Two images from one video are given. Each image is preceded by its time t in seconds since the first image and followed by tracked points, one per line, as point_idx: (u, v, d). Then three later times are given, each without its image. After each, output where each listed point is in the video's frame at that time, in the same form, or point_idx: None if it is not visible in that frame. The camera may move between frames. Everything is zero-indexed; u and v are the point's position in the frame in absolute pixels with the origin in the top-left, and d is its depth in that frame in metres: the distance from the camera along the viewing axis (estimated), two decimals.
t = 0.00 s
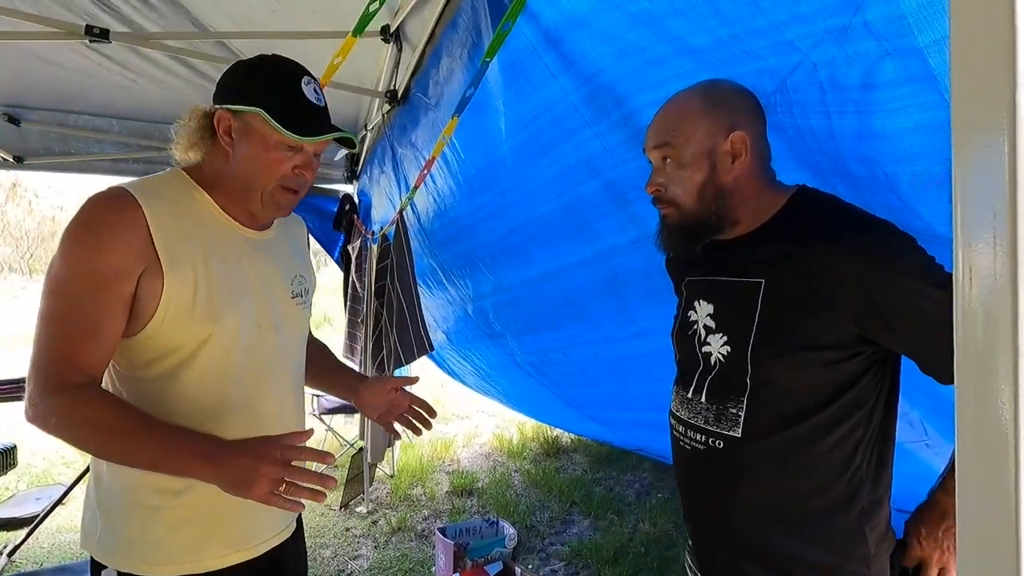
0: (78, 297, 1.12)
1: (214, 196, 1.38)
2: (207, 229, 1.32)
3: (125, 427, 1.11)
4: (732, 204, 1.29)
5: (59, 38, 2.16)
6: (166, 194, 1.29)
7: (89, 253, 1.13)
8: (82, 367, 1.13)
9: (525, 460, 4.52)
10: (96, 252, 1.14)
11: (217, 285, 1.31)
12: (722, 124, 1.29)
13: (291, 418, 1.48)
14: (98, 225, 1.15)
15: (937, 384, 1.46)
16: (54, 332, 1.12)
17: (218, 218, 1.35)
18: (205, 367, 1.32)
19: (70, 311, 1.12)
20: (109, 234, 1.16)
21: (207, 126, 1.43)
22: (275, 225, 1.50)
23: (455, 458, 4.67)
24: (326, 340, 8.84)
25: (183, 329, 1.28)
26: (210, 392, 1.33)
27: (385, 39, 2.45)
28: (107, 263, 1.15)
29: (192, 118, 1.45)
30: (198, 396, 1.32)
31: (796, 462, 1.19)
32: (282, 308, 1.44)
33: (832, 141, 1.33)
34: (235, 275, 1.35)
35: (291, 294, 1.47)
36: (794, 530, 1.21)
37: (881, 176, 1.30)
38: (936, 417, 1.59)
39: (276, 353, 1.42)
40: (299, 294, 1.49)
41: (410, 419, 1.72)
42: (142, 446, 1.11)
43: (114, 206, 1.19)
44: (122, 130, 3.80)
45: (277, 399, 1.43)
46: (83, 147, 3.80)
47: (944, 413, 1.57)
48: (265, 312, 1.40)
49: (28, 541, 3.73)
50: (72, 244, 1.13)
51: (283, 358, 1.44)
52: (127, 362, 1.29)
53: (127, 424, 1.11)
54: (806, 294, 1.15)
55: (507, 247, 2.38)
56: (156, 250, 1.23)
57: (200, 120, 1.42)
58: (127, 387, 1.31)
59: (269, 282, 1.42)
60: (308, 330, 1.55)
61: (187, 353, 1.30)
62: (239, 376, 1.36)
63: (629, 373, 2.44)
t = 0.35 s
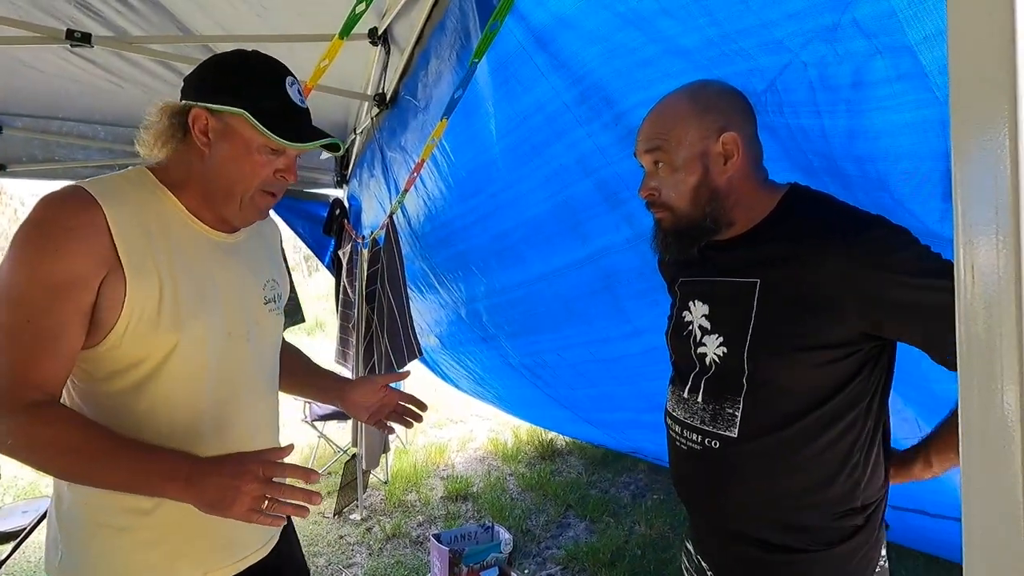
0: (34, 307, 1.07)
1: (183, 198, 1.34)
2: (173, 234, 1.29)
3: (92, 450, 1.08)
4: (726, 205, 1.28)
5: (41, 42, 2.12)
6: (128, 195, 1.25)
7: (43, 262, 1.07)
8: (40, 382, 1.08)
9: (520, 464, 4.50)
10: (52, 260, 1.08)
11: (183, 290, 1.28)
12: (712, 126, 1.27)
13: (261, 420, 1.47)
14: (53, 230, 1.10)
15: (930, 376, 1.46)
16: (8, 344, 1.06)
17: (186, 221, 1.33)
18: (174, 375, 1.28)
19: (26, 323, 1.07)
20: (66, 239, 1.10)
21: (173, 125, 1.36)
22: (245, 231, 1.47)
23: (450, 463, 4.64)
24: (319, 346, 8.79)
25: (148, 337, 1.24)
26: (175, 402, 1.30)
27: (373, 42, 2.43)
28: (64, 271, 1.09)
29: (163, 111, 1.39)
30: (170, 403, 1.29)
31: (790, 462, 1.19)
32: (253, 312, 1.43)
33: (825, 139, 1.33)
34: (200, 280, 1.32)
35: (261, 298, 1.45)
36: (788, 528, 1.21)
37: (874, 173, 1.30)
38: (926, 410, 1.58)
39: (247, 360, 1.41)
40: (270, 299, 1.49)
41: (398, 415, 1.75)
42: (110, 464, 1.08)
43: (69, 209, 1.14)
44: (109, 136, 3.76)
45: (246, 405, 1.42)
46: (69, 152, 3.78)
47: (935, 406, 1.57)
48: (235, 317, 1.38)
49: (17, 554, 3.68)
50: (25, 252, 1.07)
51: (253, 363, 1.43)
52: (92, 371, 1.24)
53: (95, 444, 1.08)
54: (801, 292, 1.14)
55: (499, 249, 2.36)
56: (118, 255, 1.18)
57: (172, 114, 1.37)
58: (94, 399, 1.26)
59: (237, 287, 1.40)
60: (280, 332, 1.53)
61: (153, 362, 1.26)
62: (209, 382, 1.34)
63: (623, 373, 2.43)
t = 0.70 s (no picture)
0: (35, 299, 1.10)
1: (187, 197, 1.33)
2: (177, 229, 1.28)
3: (87, 437, 1.09)
4: (723, 206, 1.27)
5: (32, 38, 2.10)
6: (128, 189, 1.25)
7: (44, 255, 1.10)
8: (43, 373, 1.11)
9: (517, 462, 4.49)
10: (51, 253, 1.10)
11: (182, 286, 1.27)
12: (705, 128, 1.26)
13: (267, 417, 1.44)
14: (55, 224, 1.13)
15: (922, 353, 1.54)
16: (14, 336, 1.10)
17: (190, 218, 1.31)
18: (173, 368, 1.28)
19: (29, 315, 1.10)
20: (66, 232, 1.12)
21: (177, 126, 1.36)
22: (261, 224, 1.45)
23: (447, 462, 4.63)
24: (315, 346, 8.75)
25: (144, 330, 1.24)
26: (173, 394, 1.29)
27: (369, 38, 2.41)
28: (62, 264, 1.11)
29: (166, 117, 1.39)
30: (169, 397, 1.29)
31: (793, 460, 1.18)
32: (259, 308, 1.38)
33: (825, 139, 1.32)
34: (200, 272, 1.30)
35: (272, 295, 1.42)
36: (792, 527, 1.20)
37: (876, 170, 1.29)
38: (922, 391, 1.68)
39: (252, 357, 1.38)
40: (281, 296, 1.44)
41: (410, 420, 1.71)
42: (102, 457, 1.08)
43: (73, 204, 1.16)
44: (102, 133, 3.72)
45: (251, 406, 1.39)
46: (61, 151, 3.70)
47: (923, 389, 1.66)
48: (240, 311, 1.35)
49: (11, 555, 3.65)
50: (29, 245, 1.11)
51: (260, 359, 1.40)
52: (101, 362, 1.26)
53: (90, 433, 1.09)
54: (802, 291, 1.13)
55: (497, 247, 2.35)
56: (117, 249, 1.19)
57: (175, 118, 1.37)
58: (103, 393, 1.28)
59: (247, 282, 1.37)
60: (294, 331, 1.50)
61: (149, 354, 1.26)
62: (209, 378, 1.32)
63: (621, 371, 2.43)
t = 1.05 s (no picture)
0: (90, 293, 1.15)
1: (226, 200, 1.34)
2: (211, 229, 1.29)
3: (134, 421, 1.12)
4: (730, 203, 1.26)
5: (39, 27, 2.09)
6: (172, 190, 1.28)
7: (99, 248, 1.15)
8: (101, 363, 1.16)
9: (521, 455, 4.49)
10: (103, 248, 1.15)
11: (214, 282, 1.27)
12: (711, 124, 1.25)
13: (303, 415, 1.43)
14: (111, 218, 1.18)
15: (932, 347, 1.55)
16: (75, 328, 1.15)
17: (228, 220, 1.32)
18: (210, 364, 1.29)
19: (87, 308, 1.15)
20: (118, 227, 1.17)
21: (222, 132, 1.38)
22: (297, 223, 1.45)
23: (451, 454, 4.64)
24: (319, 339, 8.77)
25: (182, 323, 1.25)
26: (209, 387, 1.30)
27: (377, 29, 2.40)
28: (115, 257, 1.16)
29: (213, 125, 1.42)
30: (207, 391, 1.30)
31: (806, 455, 1.17)
32: (289, 305, 1.37)
33: (837, 137, 1.31)
34: (234, 268, 1.30)
35: (304, 293, 1.40)
36: (803, 522, 1.19)
37: (889, 167, 1.28)
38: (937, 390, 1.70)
39: (285, 353, 1.37)
40: (314, 294, 1.43)
41: (439, 412, 1.69)
42: (146, 438, 1.11)
43: (128, 203, 1.21)
44: (109, 123, 3.74)
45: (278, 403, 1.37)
46: (67, 141, 3.70)
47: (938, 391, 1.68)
48: (271, 307, 1.34)
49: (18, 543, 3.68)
50: (86, 239, 1.16)
51: (292, 359, 1.38)
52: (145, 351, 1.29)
53: (134, 414, 1.12)
54: (812, 285, 1.12)
55: (506, 241, 2.34)
56: (157, 244, 1.22)
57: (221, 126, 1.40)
58: (151, 384, 1.30)
59: (277, 276, 1.36)
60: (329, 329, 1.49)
61: (187, 347, 1.27)
62: (237, 371, 1.31)
63: (628, 367, 2.42)
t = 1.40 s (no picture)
0: (112, 281, 1.15)
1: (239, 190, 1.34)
2: (226, 222, 1.28)
3: (152, 403, 1.11)
4: (731, 199, 1.25)
5: (41, 12, 2.08)
6: (189, 182, 1.28)
7: (119, 237, 1.15)
8: (121, 352, 1.16)
9: (521, 449, 4.50)
10: (126, 236, 1.16)
11: (229, 272, 1.27)
12: (713, 120, 1.25)
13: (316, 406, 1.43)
14: (131, 209, 1.18)
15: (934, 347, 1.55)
16: (93, 317, 1.15)
17: (242, 213, 1.31)
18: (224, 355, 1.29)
19: (108, 295, 1.15)
20: (138, 218, 1.18)
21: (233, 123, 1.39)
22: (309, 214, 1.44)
23: (451, 447, 4.64)
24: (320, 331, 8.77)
25: (198, 312, 1.25)
26: (225, 379, 1.30)
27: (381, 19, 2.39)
28: (135, 247, 1.16)
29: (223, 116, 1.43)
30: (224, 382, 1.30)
31: (808, 452, 1.17)
32: (303, 294, 1.36)
33: (842, 135, 1.31)
34: (249, 260, 1.29)
35: (318, 284, 1.39)
36: (802, 519, 1.19)
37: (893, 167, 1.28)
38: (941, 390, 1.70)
39: (301, 342, 1.37)
40: (328, 285, 1.42)
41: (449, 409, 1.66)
42: (166, 420, 1.10)
43: (147, 194, 1.22)
44: (111, 112, 3.72)
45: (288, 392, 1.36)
46: (70, 128, 3.71)
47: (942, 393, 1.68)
48: (286, 298, 1.34)
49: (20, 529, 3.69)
50: (107, 229, 1.16)
51: (305, 351, 1.38)
52: (163, 341, 1.29)
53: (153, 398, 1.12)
54: (815, 283, 1.12)
55: (510, 235, 2.33)
56: (175, 232, 1.22)
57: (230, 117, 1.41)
58: (170, 371, 1.30)
59: (291, 265, 1.35)
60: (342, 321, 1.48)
61: (204, 338, 1.27)
62: (249, 360, 1.31)
63: (630, 362, 2.42)
